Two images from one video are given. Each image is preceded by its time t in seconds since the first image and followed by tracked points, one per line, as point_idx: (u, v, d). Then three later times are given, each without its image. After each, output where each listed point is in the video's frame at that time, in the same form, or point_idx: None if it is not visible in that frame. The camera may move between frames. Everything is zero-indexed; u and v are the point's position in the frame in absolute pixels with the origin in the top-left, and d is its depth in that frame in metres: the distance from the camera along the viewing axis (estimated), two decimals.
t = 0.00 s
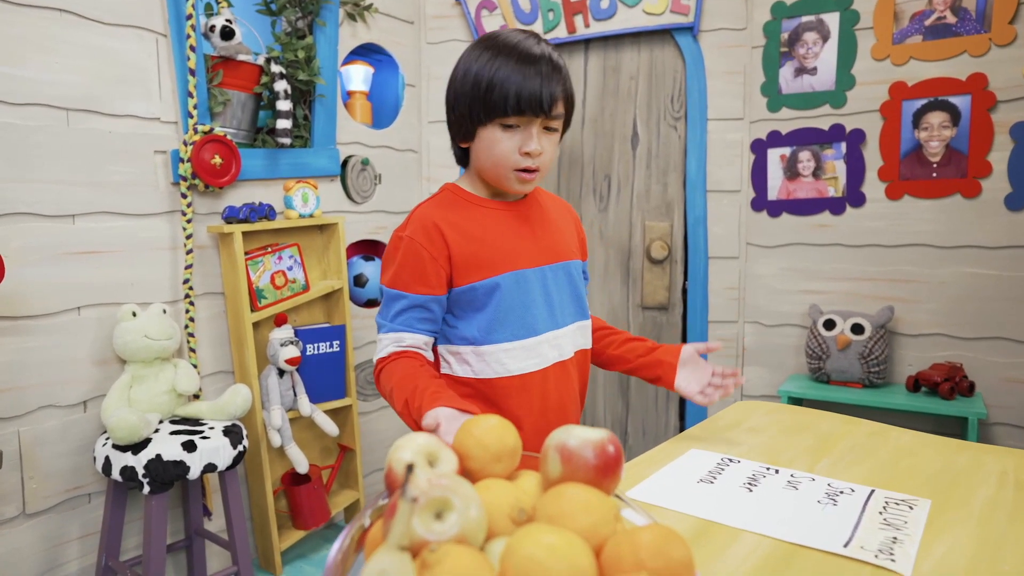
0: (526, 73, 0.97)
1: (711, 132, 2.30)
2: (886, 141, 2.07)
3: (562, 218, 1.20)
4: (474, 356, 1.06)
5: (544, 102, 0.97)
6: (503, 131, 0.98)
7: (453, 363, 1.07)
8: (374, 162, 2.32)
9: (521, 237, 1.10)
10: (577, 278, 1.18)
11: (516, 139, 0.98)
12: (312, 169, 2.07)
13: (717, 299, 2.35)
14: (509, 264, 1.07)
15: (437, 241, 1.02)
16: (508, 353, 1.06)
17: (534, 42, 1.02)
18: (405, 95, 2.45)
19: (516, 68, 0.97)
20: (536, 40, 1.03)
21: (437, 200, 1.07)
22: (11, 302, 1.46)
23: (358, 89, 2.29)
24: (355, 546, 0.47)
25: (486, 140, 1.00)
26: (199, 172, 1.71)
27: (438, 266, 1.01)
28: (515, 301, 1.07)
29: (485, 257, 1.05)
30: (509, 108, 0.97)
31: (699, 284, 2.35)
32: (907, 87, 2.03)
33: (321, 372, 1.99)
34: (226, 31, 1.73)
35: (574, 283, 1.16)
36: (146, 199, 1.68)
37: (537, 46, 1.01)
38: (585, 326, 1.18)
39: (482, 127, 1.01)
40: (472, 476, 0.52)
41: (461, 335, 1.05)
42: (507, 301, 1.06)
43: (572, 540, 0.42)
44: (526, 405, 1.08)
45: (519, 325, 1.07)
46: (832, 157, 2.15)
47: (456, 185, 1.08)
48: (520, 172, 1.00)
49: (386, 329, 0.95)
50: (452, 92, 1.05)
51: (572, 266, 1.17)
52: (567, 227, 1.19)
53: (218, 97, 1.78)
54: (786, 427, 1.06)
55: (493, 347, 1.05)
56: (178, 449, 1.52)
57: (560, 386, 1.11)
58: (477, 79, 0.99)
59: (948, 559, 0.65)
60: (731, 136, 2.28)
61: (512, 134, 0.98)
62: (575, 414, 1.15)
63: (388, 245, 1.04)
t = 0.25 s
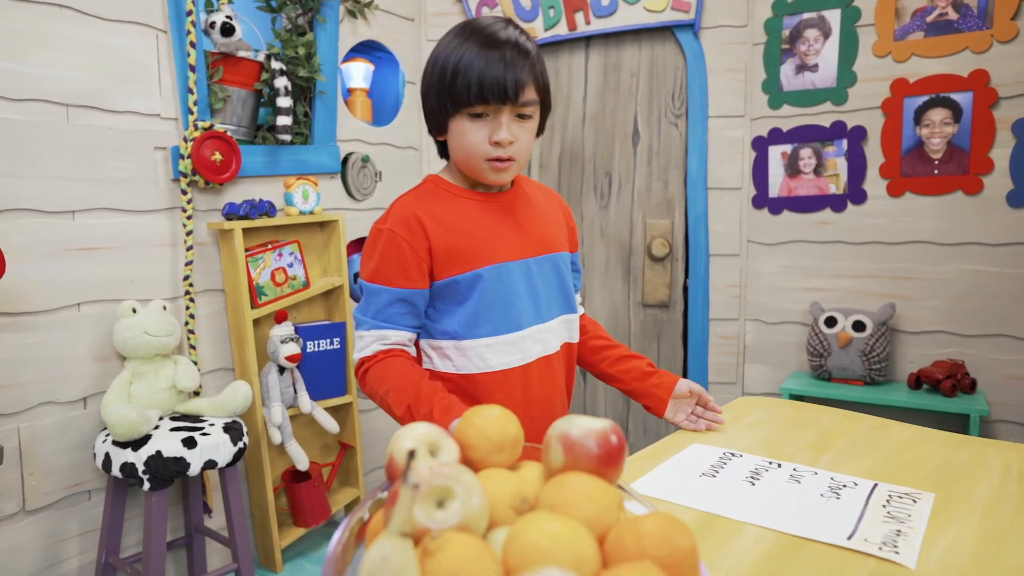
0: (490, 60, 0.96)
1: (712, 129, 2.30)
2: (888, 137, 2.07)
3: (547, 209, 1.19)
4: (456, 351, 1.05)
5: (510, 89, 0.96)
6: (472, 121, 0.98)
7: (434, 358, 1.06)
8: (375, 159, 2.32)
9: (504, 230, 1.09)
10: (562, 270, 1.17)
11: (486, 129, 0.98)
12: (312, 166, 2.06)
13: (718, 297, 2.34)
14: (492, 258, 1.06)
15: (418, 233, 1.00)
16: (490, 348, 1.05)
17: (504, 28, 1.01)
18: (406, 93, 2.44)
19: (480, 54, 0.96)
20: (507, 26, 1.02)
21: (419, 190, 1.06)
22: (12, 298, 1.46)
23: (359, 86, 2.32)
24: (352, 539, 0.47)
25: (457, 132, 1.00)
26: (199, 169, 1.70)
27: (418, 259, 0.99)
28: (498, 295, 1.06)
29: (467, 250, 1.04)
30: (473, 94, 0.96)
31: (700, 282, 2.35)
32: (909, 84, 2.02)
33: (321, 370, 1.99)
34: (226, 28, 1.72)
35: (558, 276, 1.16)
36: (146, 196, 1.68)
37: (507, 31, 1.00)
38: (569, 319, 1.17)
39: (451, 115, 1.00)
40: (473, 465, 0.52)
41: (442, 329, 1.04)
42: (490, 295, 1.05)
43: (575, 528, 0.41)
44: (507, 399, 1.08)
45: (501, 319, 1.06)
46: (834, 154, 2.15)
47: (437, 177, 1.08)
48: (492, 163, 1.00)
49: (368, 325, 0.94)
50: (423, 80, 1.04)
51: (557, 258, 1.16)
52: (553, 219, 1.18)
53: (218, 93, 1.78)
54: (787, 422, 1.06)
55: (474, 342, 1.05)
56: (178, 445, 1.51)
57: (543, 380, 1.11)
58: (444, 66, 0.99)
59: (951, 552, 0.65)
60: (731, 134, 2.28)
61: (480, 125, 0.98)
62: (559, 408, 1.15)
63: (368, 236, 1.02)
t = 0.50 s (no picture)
0: (469, 47, 0.96)
1: (712, 125, 2.29)
2: (889, 133, 2.06)
3: (546, 197, 1.18)
4: (448, 340, 1.05)
5: (489, 75, 0.95)
6: (456, 108, 0.98)
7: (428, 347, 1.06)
8: (374, 156, 2.31)
9: (499, 218, 1.08)
10: (561, 259, 1.16)
11: (471, 115, 0.97)
12: (312, 162, 2.06)
13: (719, 293, 2.34)
14: (485, 246, 1.05)
15: (411, 220, 1.00)
16: (482, 337, 1.05)
17: (486, 15, 1.00)
18: (406, 89, 2.44)
19: (460, 42, 0.96)
20: (490, 13, 1.01)
21: (416, 179, 1.05)
22: (11, 293, 1.45)
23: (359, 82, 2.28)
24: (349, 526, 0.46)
25: (444, 120, 1.00)
26: (198, 164, 1.70)
27: (411, 247, 0.99)
28: (490, 284, 1.05)
29: (460, 238, 1.03)
30: (452, 82, 0.96)
31: (701, 279, 2.34)
32: (911, 79, 2.02)
33: (321, 366, 1.98)
34: (225, 22, 1.71)
35: (555, 264, 1.14)
36: (146, 190, 1.67)
37: (488, 18, 1.00)
38: (568, 310, 1.16)
39: (436, 105, 1.00)
40: (473, 451, 0.51)
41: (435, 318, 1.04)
42: (482, 284, 1.04)
43: (577, 510, 0.41)
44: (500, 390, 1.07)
45: (493, 308, 1.05)
46: (835, 150, 2.14)
47: (431, 166, 1.08)
48: (479, 148, 0.98)
49: (371, 317, 0.93)
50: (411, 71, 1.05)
51: (554, 246, 1.14)
52: (551, 207, 1.17)
53: (218, 88, 1.77)
54: (789, 415, 1.05)
55: (466, 331, 1.04)
56: (178, 440, 1.51)
57: (537, 371, 1.10)
58: (426, 55, 0.99)
59: (955, 541, 0.64)
60: (732, 130, 2.28)
61: (465, 112, 0.98)
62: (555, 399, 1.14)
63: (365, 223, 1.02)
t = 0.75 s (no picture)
0: (487, 50, 0.99)
1: (712, 122, 2.29)
2: (889, 130, 2.06)
3: (582, 197, 1.18)
4: (471, 329, 1.08)
5: (507, 75, 0.98)
6: (481, 109, 1.01)
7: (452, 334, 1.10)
8: (375, 152, 2.31)
9: (526, 215, 1.10)
10: (593, 258, 1.16)
11: (494, 114, 1.00)
12: (312, 159, 2.06)
13: (718, 290, 2.34)
14: (510, 241, 1.08)
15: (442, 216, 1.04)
16: (503, 327, 1.08)
17: (505, 19, 1.04)
18: (406, 86, 2.44)
19: (480, 47, 1.00)
20: (510, 17, 1.05)
21: (450, 176, 1.09)
22: (10, 287, 1.45)
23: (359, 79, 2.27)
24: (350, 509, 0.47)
25: (473, 121, 1.03)
26: (198, 160, 1.70)
27: (439, 241, 1.03)
28: (514, 277, 1.08)
29: (487, 233, 1.07)
30: (474, 84, 1.00)
31: (701, 275, 2.34)
32: (910, 76, 2.02)
33: (321, 362, 1.99)
34: (226, 19, 1.72)
35: (587, 261, 1.15)
36: (146, 186, 1.68)
37: (508, 21, 1.03)
38: (597, 307, 1.17)
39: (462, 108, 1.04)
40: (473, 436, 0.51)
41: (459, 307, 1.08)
42: (506, 276, 1.07)
43: (576, 491, 0.41)
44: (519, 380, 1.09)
45: (515, 300, 1.08)
46: (834, 147, 2.14)
47: (464, 166, 1.11)
48: (505, 143, 1.01)
49: (399, 305, 0.98)
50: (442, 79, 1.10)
51: (585, 244, 1.14)
52: (584, 206, 1.18)
53: (218, 84, 1.77)
54: (790, 408, 1.06)
55: (489, 321, 1.07)
56: (178, 435, 1.51)
57: (562, 365, 1.12)
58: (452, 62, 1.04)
59: (953, 528, 0.65)
60: (732, 127, 2.28)
61: (491, 111, 1.00)
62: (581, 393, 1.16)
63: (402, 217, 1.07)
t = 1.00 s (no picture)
0: (514, 55, 1.03)
1: (712, 120, 2.30)
2: (889, 128, 2.06)
3: (618, 202, 1.19)
4: (500, 320, 1.11)
5: (534, 77, 1.01)
6: (516, 112, 1.05)
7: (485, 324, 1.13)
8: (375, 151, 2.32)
9: (560, 215, 1.12)
10: (625, 261, 1.17)
11: (527, 116, 1.04)
12: (312, 156, 2.07)
13: (718, 288, 2.34)
14: (541, 239, 1.10)
15: (481, 213, 1.08)
16: (531, 321, 1.10)
17: (531, 21, 1.07)
18: (406, 84, 2.44)
19: (507, 53, 1.04)
20: (535, 18, 1.07)
21: (492, 176, 1.13)
22: (10, 284, 1.46)
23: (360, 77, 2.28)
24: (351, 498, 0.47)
25: (510, 125, 1.07)
26: (199, 157, 1.70)
27: (476, 237, 1.07)
28: (543, 274, 1.10)
29: (521, 231, 1.09)
30: (505, 90, 1.04)
31: (701, 273, 2.34)
32: (910, 74, 2.02)
33: (321, 360, 1.99)
34: (227, 17, 1.73)
35: (618, 263, 1.16)
36: (146, 183, 1.68)
37: (533, 24, 1.06)
38: (626, 308, 1.18)
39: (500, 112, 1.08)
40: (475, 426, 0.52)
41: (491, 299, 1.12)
42: (537, 272, 1.10)
43: (577, 478, 0.41)
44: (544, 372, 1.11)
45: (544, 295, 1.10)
46: (834, 145, 2.14)
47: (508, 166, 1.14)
48: (540, 143, 1.04)
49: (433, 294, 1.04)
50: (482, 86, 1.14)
51: (616, 246, 1.16)
52: (620, 209, 1.19)
53: (218, 82, 1.78)
54: (791, 403, 1.06)
55: (517, 314, 1.10)
56: (178, 432, 1.51)
57: (590, 362, 1.13)
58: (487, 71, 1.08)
59: (952, 520, 0.65)
60: (732, 125, 2.28)
61: (523, 113, 1.04)
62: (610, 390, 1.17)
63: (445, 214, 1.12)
